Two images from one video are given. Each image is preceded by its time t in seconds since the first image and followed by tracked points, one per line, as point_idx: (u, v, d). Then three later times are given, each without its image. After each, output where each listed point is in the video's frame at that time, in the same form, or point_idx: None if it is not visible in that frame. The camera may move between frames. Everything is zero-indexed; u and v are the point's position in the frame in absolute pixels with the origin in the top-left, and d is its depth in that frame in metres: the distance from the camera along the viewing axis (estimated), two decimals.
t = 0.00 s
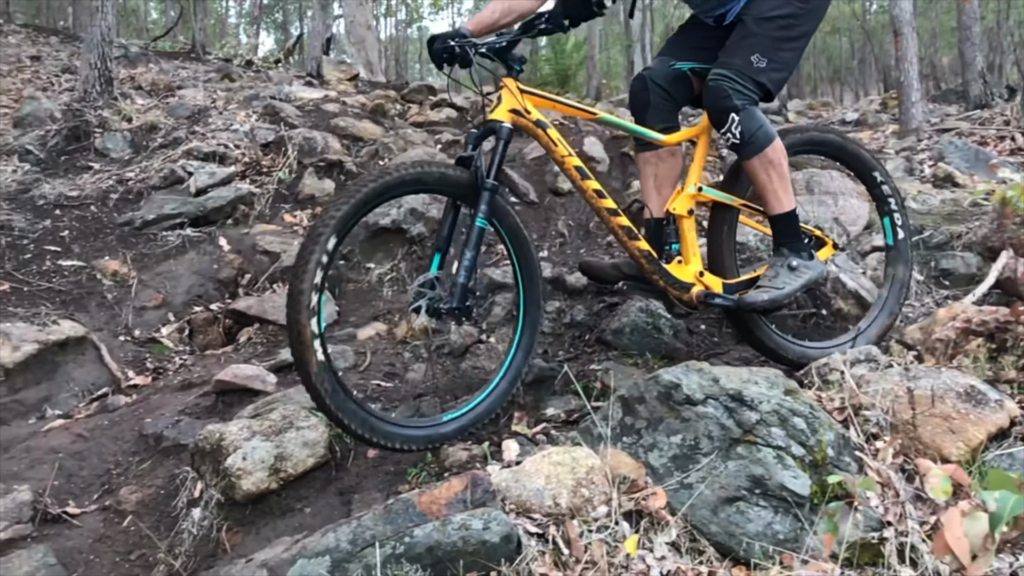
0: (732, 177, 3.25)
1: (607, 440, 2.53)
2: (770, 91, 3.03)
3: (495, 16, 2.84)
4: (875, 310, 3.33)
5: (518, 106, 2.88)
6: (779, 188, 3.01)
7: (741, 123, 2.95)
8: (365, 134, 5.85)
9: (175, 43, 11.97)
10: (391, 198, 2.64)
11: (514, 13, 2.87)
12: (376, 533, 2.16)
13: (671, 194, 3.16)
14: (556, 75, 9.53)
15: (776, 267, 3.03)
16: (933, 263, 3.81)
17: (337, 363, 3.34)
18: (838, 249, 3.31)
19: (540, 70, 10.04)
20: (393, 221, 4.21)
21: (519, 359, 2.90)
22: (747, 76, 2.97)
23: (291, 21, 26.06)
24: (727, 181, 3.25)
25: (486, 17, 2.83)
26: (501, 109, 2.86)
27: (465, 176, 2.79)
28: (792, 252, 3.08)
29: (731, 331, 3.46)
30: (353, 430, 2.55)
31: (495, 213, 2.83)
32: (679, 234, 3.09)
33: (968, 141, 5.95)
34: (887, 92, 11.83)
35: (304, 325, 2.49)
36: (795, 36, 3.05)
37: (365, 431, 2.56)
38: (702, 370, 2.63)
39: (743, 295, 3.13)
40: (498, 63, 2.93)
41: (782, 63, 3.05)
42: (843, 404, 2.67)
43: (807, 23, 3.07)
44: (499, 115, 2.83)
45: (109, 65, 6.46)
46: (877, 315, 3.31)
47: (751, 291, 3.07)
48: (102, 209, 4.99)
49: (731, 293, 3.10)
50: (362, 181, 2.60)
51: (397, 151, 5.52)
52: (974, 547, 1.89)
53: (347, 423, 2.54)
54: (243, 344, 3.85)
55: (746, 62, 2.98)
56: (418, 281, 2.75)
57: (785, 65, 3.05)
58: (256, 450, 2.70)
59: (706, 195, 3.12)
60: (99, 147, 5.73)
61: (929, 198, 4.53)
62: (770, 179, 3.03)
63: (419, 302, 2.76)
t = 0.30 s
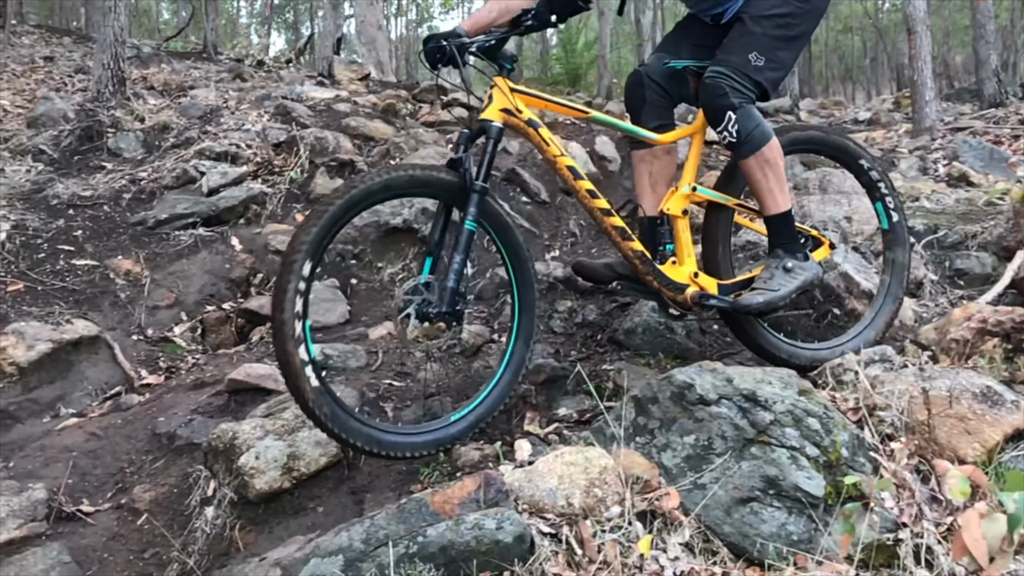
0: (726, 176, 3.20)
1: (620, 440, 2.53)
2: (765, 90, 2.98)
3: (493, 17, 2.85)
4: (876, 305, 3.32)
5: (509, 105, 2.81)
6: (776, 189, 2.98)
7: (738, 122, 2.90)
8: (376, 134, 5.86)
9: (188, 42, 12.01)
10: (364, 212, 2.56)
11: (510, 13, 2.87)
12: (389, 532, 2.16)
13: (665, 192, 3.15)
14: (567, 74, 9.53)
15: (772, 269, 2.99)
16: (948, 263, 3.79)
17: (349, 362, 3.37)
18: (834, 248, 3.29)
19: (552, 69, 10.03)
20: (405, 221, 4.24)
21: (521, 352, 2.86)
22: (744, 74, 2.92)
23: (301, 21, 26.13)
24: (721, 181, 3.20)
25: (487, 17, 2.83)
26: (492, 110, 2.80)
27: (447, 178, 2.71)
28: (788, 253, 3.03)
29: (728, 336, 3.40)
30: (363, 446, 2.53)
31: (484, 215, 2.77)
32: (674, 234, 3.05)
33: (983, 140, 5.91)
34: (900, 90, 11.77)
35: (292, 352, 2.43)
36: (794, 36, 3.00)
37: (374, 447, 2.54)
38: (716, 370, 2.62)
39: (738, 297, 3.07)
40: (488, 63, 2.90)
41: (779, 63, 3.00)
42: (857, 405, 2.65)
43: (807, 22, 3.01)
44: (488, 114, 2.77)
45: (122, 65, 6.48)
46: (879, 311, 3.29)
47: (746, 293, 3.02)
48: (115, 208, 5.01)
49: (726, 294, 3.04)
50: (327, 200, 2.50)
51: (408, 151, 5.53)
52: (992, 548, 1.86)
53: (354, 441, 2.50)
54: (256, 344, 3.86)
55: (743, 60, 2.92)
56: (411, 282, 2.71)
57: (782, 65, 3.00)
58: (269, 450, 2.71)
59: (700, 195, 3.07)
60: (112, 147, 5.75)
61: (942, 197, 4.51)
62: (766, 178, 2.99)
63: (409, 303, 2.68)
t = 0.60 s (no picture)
0: (722, 176, 3.16)
1: (634, 439, 2.52)
2: (764, 88, 2.94)
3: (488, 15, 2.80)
4: (882, 296, 3.24)
5: (501, 105, 2.76)
6: (773, 188, 2.94)
7: (736, 119, 2.85)
8: (388, 132, 5.86)
9: (200, 41, 12.04)
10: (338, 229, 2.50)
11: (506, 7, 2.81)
12: (403, 529, 2.16)
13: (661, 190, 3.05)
14: (579, 73, 9.51)
15: (768, 270, 2.93)
16: (963, 261, 3.76)
17: (361, 360, 3.39)
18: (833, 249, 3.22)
19: (563, 67, 10.02)
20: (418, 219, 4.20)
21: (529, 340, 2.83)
22: (743, 70, 2.87)
23: (313, 19, 26.18)
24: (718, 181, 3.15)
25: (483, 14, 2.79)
26: (484, 110, 2.74)
27: (414, 180, 2.61)
28: (785, 253, 2.97)
29: (733, 339, 3.33)
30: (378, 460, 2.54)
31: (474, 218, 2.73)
32: (669, 235, 2.97)
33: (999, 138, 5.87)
34: (914, 88, 11.71)
35: (289, 380, 2.41)
36: (793, 34, 2.96)
37: (390, 459, 2.54)
38: (730, 368, 2.60)
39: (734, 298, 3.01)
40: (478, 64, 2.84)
41: (777, 60, 2.96)
42: (872, 404, 2.64)
43: (806, 20, 2.98)
44: (480, 114, 2.71)
45: (136, 64, 6.51)
46: (885, 303, 3.22)
47: (743, 293, 2.96)
48: (129, 206, 5.03)
49: (723, 295, 2.98)
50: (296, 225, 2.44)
51: (420, 149, 5.53)
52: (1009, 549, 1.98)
53: (368, 458, 2.51)
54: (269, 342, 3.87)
55: (742, 57, 2.88)
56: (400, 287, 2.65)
57: (780, 63, 2.96)
58: (282, 447, 2.72)
59: (696, 194, 3.01)
60: (126, 146, 5.77)
61: (957, 195, 4.47)
62: (763, 177, 2.95)
63: (399, 308, 2.64)
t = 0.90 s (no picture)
0: (717, 177, 3.16)
1: (646, 436, 2.51)
2: (760, 87, 2.90)
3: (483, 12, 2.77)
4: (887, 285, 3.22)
5: (490, 108, 2.71)
6: (770, 187, 2.90)
7: (732, 116, 2.81)
8: (398, 129, 5.86)
9: (211, 38, 12.06)
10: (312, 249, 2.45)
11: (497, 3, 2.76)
12: (415, 526, 2.16)
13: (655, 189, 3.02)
14: (589, 70, 9.49)
15: (764, 272, 2.90)
16: (977, 259, 3.74)
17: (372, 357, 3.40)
18: (831, 248, 3.19)
19: (574, 65, 10.00)
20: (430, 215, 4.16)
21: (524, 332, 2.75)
22: (740, 67, 2.84)
23: (322, 16, 26.19)
24: (714, 183, 3.15)
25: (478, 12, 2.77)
26: (473, 113, 2.68)
27: (384, 187, 2.53)
28: (781, 254, 2.94)
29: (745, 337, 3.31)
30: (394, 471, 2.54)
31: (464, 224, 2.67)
32: (663, 237, 2.93)
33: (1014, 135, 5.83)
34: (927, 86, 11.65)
35: (287, 408, 2.39)
36: (791, 31, 2.93)
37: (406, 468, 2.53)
38: (743, 366, 2.59)
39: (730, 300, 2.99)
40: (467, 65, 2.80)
41: (776, 58, 2.93)
42: (886, 402, 2.63)
43: (804, 17, 2.95)
44: (469, 118, 2.66)
45: (147, 61, 6.53)
46: (891, 292, 3.19)
47: (738, 295, 2.94)
48: (141, 203, 5.05)
49: (718, 297, 2.96)
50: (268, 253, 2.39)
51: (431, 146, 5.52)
52: None
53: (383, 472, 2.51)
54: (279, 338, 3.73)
55: (739, 54, 2.85)
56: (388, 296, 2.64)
57: (777, 61, 2.93)
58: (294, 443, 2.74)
59: (690, 195, 2.98)
60: (137, 143, 5.79)
61: (971, 192, 4.45)
62: (759, 176, 2.90)
63: (387, 317, 2.61)
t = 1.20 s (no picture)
0: (715, 180, 3.09)
1: (658, 434, 2.51)
2: (759, 88, 2.88)
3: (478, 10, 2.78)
4: (889, 274, 3.14)
5: (481, 114, 2.66)
6: (767, 190, 2.88)
7: (730, 118, 2.78)
8: (409, 127, 5.86)
9: (221, 36, 12.09)
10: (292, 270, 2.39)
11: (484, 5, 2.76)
12: (427, 523, 2.17)
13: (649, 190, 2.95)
14: (599, 68, 9.47)
15: (760, 277, 2.86)
16: (990, 258, 3.73)
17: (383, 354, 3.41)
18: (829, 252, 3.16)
19: (584, 63, 9.99)
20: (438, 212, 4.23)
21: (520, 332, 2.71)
22: (738, 68, 2.82)
23: (332, 14, 26.22)
24: (710, 186, 3.09)
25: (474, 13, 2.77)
26: (463, 120, 2.65)
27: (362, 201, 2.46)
28: (778, 259, 2.92)
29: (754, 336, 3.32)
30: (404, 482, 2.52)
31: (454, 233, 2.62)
32: (658, 241, 2.90)
33: None
34: (939, 85, 11.61)
35: (283, 433, 2.37)
36: (789, 30, 2.91)
37: (414, 479, 2.51)
38: (755, 364, 2.58)
39: (725, 306, 2.95)
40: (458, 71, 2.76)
41: (774, 58, 2.90)
42: (899, 401, 2.62)
43: (801, 17, 2.93)
44: (459, 125, 2.62)
45: (159, 58, 6.55)
46: (895, 281, 3.12)
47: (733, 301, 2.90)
48: (153, 200, 5.07)
49: (714, 302, 2.93)
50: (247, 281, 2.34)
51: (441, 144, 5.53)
52: None
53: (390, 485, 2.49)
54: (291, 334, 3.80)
55: (736, 55, 2.82)
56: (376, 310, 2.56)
57: (775, 60, 2.90)
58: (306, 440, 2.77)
59: (685, 199, 2.93)
60: (149, 140, 5.81)
61: (984, 191, 4.43)
62: (757, 178, 2.88)
63: (377, 331, 2.57)
